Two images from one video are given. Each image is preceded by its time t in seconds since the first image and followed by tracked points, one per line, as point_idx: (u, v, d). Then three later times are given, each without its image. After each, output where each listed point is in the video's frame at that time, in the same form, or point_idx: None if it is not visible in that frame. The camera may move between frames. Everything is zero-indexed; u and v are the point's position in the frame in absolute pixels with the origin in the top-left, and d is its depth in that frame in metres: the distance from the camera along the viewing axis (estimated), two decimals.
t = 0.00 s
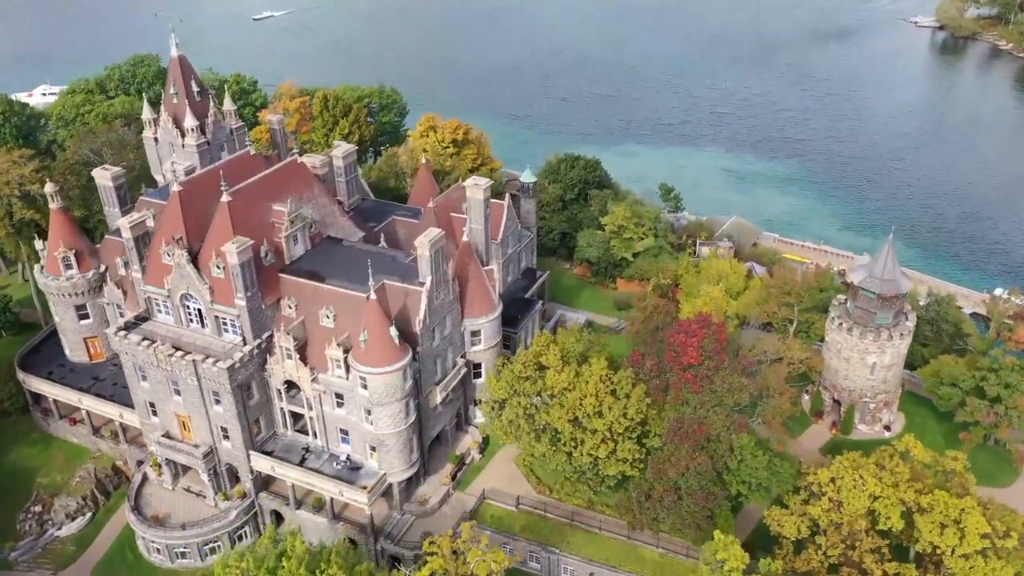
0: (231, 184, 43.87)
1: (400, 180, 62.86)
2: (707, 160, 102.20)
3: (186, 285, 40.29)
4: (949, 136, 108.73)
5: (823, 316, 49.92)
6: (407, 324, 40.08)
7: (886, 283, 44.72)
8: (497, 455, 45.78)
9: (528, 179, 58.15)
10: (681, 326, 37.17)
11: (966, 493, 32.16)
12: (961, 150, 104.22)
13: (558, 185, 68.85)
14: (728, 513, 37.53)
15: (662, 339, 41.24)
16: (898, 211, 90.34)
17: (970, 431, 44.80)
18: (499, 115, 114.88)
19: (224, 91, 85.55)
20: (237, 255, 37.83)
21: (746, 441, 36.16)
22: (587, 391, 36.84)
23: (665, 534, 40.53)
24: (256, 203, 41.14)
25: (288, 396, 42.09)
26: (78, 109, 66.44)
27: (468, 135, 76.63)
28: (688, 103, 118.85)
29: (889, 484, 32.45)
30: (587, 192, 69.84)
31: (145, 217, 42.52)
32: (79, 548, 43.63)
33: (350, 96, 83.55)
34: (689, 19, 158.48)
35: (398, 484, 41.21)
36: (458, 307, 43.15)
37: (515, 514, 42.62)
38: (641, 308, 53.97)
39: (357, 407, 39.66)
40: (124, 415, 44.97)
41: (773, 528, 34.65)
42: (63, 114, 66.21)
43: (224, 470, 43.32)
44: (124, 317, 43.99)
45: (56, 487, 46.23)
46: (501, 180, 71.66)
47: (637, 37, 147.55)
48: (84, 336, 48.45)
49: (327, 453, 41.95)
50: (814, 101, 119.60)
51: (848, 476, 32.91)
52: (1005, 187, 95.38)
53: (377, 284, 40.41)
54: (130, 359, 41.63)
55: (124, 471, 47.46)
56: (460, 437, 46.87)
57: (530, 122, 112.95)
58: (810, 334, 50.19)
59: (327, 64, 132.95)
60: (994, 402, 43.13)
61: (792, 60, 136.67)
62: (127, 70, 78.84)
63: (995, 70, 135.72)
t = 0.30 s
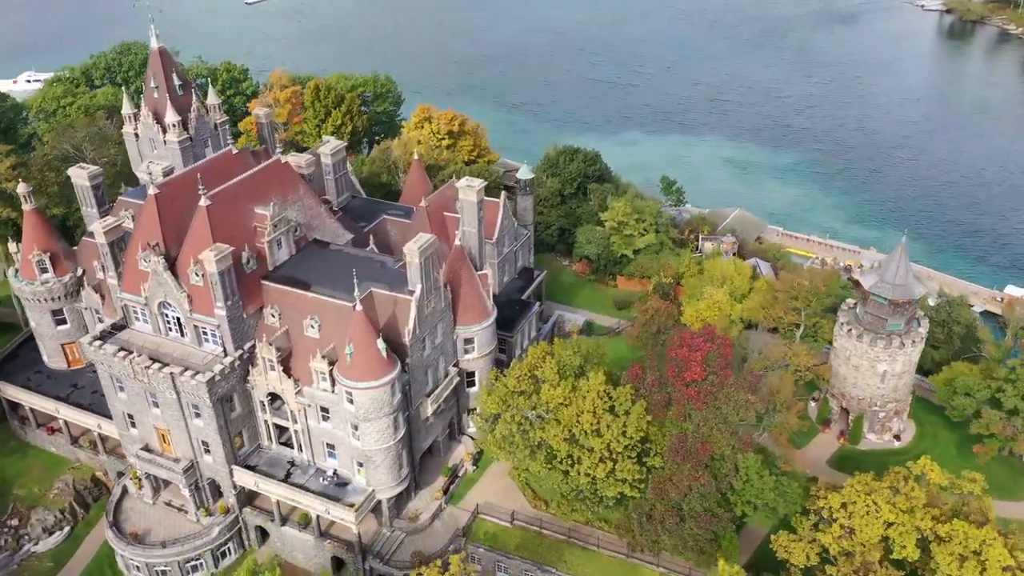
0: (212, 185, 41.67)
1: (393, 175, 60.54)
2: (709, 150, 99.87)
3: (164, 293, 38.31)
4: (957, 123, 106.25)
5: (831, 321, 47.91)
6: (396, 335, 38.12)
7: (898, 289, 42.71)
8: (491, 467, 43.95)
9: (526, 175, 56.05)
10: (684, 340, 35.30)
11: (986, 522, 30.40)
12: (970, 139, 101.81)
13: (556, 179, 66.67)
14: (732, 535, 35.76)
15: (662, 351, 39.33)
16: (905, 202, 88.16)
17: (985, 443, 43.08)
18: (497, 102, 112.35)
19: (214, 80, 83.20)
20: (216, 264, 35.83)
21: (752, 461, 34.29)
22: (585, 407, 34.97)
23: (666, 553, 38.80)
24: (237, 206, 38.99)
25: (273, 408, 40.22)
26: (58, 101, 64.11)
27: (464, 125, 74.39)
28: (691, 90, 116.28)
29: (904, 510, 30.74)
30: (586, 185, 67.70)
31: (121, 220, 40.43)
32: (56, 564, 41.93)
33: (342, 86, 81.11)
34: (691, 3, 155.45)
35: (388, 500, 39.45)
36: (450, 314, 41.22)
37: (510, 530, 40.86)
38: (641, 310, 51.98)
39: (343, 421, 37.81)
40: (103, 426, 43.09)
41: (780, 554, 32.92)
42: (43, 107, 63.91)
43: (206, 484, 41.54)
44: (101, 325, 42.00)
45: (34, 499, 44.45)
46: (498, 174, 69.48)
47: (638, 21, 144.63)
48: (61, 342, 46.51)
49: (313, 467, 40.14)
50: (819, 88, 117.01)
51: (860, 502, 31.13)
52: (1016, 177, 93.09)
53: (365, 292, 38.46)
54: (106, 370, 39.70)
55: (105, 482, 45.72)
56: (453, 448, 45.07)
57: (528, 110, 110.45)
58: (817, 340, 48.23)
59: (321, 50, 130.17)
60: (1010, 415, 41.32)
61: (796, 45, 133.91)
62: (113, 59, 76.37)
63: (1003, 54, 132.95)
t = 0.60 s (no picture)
0: (191, 189, 39.62)
1: (385, 170, 58.20)
2: (712, 139, 97.56)
3: (140, 303, 36.42)
4: (965, 110, 103.76)
5: (840, 326, 46.00)
6: (383, 347, 36.23)
7: (911, 296, 40.78)
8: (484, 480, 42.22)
9: (522, 172, 54.04)
10: (686, 356, 33.43)
11: (1006, 557, 28.64)
12: (978, 127, 99.40)
13: (554, 174, 64.47)
14: (737, 559, 34.01)
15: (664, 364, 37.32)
16: (913, 192, 85.96)
17: (999, 457, 41.90)
18: (495, 90, 109.92)
19: (203, 69, 80.95)
20: (192, 274, 33.87)
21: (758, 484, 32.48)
22: (582, 426, 33.11)
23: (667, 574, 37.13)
24: (216, 212, 36.98)
25: (256, 422, 38.38)
26: (38, 93, 61.89)
27: (460, 117, 72.22)
28: (693, 78, 113.83)
29: (920, 541, 28.98)
30: (585, 180, 65.51)
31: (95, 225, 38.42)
32: None
33: (334, 76, 78.82)
34: None
35: (376, 519, 37.72)
36: (442, 324, 39.32)
37: (505, 549, 39.13)
38: (642, 313, 50.12)
39: (328, 438, 35.98)
40: (80, 439, 41.25)
41: None
42: (22, 99, 61.71)
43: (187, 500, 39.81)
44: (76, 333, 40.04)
45: (10, 514, 42.60)
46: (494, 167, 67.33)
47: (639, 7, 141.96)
48: (37, 349, 44.63)
49: (297, 484, 38.36)
50: (824, 75, 114.52)
51: (873, 534, 29.34)
52: None
53: (351, 302, 36.56)
54: (80, 383, 37.85)
55: (84, 494, 43.99)
56: (445, 460, 43.30)
57: (527, 98, 108.08)
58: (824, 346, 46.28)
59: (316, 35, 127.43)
60: None
61: (800, 31, 131.27)
62: (98, 47, 74.03)
63: (1012, 37, 130.11)
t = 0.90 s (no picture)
0: (168, 194, 37.67)
1: (376, 167, 56.22)
2: (714, 129, 95.34)
3: (113, 316, 34.61)
4: (974, 98, 101.49)
5: (848, 334, 44.27)
6: (370, 363, 34.42)
7: (924, 304, 38.87)
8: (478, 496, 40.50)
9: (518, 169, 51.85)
10: (689, 375, 31.63)
11: None
12: (987, 115, 97.22)
13: (552, 169, 62.33)
14: None
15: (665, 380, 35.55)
16: (921, 184, 83.93)
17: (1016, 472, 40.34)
18: (493, 78, 107.52)
19: (192, 58, 78.73)
20: (166, 288, 32.02)
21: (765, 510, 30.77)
22: (579, 449, 31.32)
23: None
24: (193, 219, 35.06)
25: (238, 439, 36.61)
26: (17, 85, 59.71)
27: (455, 108, 70.23)
28: (695, 65, 111.43)
29: None
30: (584, 175, 63.38)
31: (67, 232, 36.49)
32: None
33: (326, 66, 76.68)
34: None
35: (364, 540, 36.07)
36: (433, 335, 37.50)
37: (499, 569, 37.45)
38: (643, 317, 48.34)
39: (313, 458, 34.25)
40: (56, 453, 39.48)
41: None
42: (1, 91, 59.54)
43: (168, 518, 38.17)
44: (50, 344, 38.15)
45: None
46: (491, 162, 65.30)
47: None
48: (13, 358, 42.81)
49: (282, 503, 36.67)
50: (829, 62, 112.16)
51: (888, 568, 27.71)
52: None
53: (337, 315, 34.71)
54: (53, 398, 36.06)
55: (63, 508, 42.37)
56: (438, 473, 41.60)
57: (526, 86, 105.75)
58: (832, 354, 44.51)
59: (310, 20, 124.77)
60: None
61: (805, 16, 128.73)
62: (82, 35, 71.75)
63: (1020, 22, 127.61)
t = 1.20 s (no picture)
0: (144, 202, 35.80)
1: (368, 164, 54.16)
2: (718, 118, 93.09)
3: (86, 332, 32.86)
4: (983, 86, 99.25)
5: (857, 344, 42.55)
6: (357, 382, 32.67)
7: (939, 315, 37.01)
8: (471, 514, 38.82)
9: (515, 168, 50.14)
10: (693, 399, 29.88)
11: None
12: (997, 103, 95.00)
13: (551, 165, 60.30)
14: None
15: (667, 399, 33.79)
16: (930, 177, 81.88)
17: None
18: (491, 66, 105.09)
19: (180, 46, 76.38)
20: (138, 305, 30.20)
21: (773, 543, 29.08)
22: (577, 476, 29.61)
23: None
24: (168, 229, 33.16)
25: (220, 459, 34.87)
26: None
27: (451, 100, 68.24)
28: (697, 52, 109.05)
29: None
30: (583, 171, 61.39)
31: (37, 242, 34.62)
32: None
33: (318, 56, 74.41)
34: None
35: (351, 565, 34.47)
36: (424, 349, 35.75)
37: None
38: (644, 322, 46.57)
39: (296, 481, 32.57)
40: (31, 470, 37.76)
41: None
42: None
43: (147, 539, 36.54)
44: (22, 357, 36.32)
45: None
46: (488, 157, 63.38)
47: None
48: None
49: (266, 525, 35.05)
50: (835, 49, 109.77)
51: None
52: None
53: (321, 330, 32.95)
54: (25, 417, 34.30)
55: (41, 524, 40.61)
56: (430, 489, 39.95)
57: (524, 74, 103.37)
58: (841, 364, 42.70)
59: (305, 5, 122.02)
60: None
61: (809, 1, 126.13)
62: (65, 24, 69.33)
63: None
